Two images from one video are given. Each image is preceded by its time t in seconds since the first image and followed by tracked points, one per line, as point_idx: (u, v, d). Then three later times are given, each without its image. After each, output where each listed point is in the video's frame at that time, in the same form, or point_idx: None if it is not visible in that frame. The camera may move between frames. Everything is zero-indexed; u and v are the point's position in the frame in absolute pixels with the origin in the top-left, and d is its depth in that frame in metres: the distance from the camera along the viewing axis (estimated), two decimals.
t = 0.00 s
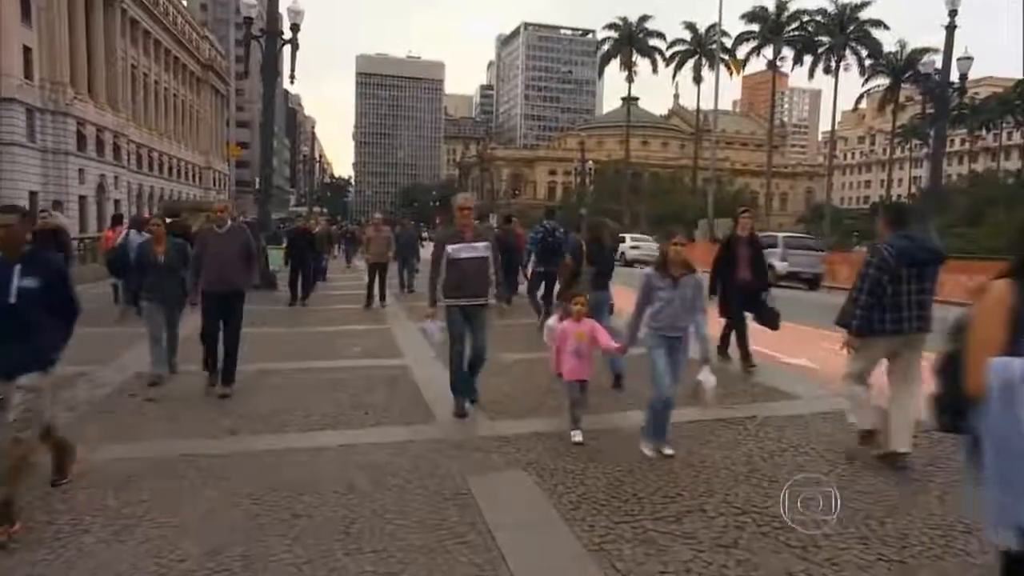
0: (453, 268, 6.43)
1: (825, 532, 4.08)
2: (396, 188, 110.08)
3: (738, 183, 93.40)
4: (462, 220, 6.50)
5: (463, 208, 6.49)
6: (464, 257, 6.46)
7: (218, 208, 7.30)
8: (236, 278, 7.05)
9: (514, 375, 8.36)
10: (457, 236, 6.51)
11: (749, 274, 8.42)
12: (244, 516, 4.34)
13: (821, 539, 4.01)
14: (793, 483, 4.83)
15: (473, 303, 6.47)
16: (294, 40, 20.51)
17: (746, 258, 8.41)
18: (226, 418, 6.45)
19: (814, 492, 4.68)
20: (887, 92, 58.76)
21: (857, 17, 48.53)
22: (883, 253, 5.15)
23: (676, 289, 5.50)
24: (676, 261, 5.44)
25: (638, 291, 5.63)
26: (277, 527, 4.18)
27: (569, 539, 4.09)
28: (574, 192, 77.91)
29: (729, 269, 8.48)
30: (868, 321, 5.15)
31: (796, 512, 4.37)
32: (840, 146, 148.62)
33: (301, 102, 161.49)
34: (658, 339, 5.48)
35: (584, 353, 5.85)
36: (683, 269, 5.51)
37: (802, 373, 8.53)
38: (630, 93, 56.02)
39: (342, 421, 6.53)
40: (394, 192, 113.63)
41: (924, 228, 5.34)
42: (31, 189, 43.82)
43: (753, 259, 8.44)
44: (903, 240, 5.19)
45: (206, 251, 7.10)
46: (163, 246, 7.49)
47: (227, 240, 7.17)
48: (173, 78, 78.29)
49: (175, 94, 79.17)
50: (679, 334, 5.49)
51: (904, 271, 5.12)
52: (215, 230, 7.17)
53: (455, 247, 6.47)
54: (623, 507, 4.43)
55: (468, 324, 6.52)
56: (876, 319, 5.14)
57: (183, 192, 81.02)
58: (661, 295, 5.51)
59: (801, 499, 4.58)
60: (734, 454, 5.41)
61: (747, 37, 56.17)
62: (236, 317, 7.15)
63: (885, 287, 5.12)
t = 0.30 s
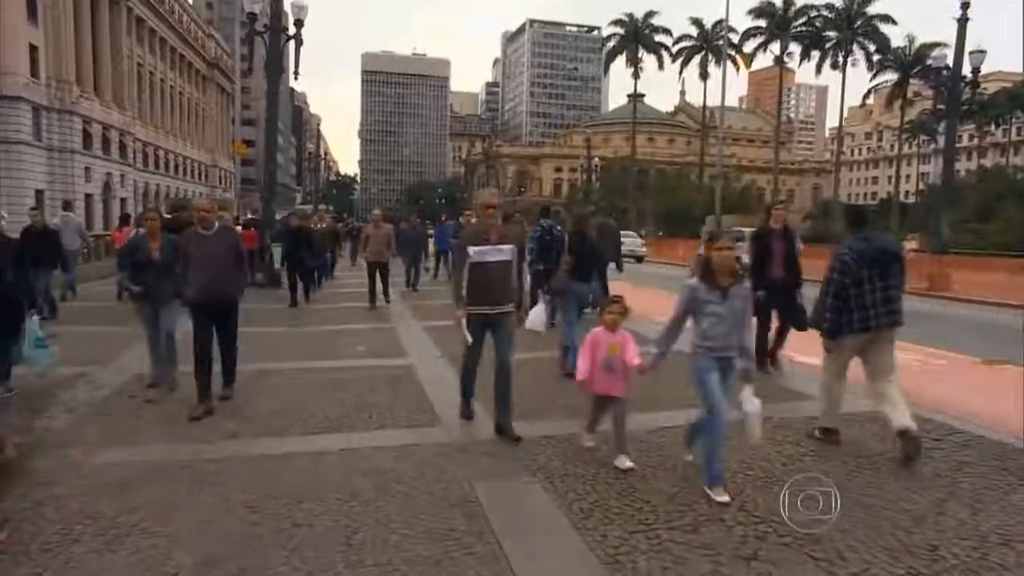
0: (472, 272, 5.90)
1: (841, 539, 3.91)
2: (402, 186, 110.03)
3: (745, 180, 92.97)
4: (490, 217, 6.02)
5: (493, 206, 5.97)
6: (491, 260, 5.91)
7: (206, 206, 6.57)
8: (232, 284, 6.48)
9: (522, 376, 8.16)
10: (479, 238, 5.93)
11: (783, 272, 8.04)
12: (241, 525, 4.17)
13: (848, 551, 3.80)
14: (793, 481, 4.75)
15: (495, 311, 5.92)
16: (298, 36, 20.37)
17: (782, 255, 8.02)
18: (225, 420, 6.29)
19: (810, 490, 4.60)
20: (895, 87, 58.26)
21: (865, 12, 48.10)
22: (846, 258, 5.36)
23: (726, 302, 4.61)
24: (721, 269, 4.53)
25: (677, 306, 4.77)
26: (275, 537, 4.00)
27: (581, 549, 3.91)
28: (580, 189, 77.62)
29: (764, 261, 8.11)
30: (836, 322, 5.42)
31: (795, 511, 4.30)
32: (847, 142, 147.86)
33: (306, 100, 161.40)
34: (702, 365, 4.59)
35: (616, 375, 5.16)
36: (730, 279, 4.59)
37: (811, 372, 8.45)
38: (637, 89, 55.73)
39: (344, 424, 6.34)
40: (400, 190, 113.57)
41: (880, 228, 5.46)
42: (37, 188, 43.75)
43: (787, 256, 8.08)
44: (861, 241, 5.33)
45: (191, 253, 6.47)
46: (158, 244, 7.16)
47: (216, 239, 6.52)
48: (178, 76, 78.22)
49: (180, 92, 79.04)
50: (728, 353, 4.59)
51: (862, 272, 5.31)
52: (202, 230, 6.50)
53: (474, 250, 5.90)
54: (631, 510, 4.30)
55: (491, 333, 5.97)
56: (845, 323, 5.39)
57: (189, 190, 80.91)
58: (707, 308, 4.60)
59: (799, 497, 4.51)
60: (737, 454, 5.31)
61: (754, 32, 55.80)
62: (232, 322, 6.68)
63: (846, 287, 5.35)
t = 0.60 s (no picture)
0: (498, 273, 5.31)
1: (873, 556, 3.69)
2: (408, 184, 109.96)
3: (752, 178, 92.68)
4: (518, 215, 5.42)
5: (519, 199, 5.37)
6: (518, 256, 5.34)
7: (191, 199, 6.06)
8: (210, 287, 5.90)
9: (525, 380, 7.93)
10: (505, 234, 5.35)
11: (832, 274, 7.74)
12: (237, 538, 3.98)
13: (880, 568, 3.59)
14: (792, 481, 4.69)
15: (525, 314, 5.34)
16: (302, 32, 20.18)
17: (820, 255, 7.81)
18: (225, 425, 6.11)
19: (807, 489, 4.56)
20: (903, 84, 57.82)
21: (873, 8, 47.72)
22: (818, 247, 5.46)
23: (790, 313, 3.97)
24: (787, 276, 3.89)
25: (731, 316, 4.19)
26: (273, 553, 3.81)
27: (594, 562, 3.73)
28: (587, 187, 77.43)
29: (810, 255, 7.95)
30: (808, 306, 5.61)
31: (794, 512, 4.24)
32: (855, 139, 147.08)
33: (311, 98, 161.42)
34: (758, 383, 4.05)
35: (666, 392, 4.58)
36: (795, 286, 3.97)
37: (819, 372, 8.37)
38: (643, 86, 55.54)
39: (348, 428, 6.14)
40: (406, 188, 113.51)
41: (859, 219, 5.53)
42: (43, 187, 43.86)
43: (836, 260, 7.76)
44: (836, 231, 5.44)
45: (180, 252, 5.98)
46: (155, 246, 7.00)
47: (203, 238, 6.02)
48: (185, 75, 78.33)
49: (187, 91, 79.06)
50: (789, 373, 3.98)
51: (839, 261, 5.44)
52: (188, 227, 6.04)
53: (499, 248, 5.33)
54: (637, 513, 4.21)
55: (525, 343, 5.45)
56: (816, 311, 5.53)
57: (196, 189, 80.96)
58: (767, 319, 4.01)
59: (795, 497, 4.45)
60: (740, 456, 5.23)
61: (761, 29, 55.49)
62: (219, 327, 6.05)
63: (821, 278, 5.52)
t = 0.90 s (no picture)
0: (523, 290, 4.56)
1: None
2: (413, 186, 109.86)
3: (758, 179, 92.38)
4: (545, 223, 4.61)
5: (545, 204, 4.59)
6: (546, 270, 4.55)
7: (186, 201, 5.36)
8: (201, 296, 5.24)
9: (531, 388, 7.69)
10: (532, 245, 4.59)
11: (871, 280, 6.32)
12: (234, 560, 3.76)
13: None
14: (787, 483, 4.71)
15: (553, 338, 4.57)
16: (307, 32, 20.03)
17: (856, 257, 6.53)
18: (224, 436, 5.91)
19: (812, 490, 4.57)
20: (911, 84, 57.42)
21: (881, 8, 47.33)
22: (810, 251, 6.42)
23: (889, 329, 3.23)
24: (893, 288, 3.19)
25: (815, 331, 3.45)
26: None
27: None
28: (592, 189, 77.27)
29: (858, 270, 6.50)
30: (795, 306, 6.57)
31: (792, 511, 4.31)
32: (862, 140, 146.48)
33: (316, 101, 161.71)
34: (849, 416, 3.34)
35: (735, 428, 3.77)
36: (900, 297, 3.22)
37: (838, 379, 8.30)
38: (649, 88, 55.39)
39: (351, 439, 5.92)
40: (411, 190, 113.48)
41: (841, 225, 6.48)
42: (49, 189, 43.92)
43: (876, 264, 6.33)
44: (823, 237, 6.34)
45: (169, 259, 5.31)
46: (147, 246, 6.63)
47: (196, 245, 5.36)
48: (190, 77, 78.45)
49: (193, 93, 79.15)
50: (891, 405, 3.28)
51: (821, 262, 6.36)
52: (179, 232, 5.36)
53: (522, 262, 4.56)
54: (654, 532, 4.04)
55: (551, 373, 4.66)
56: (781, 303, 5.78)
57: (202, 191, 81.09)
58: (859, 338, 3.28)
59: (798, 502, 4.40)
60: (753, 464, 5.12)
61: (768, 29, 55.21)
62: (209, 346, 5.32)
63: (813, 273, 6.40)
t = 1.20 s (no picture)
0: (557, 298, 4.00)
1: None
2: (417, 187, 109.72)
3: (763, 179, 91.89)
4: (578, 222, 4.03)
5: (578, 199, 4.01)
6: (579, 275, 4.00)
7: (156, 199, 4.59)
8: (180, 309, 4.59)
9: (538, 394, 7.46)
10: (561, 244, 4.00)
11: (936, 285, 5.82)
12: None
13: None
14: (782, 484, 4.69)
15: (588, 353, 4.03)
16: (309, 32, 19.79)
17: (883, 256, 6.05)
18: (222, 445, 5.69)
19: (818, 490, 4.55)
20: (918, 82, 56.97)
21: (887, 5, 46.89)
22: (794, 253, 6.11)
23: None
24: None
25: (933, 381, 2.65)
26: None
27: None
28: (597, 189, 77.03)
29: (909, 273, 5.88)
30: (783, 306, 6.16)
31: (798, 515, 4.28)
32: (868, 139, 145.83)
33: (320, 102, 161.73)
34: (986, 480, 2.56)
35: (830, 494, 2.90)
36: None
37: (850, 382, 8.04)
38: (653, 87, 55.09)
39: (354, 447, 5.67)
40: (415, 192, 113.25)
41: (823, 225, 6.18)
42: (54, 192, 43.89)
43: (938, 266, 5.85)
44: (807, 238, 6.05)
45: (139, 263, 4.61)
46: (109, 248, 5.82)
47: (173, 250, 4.65)
48: (195, 79, 78.44)
49: (196, 95, 79.11)
50: None
51: (805, 261, 6.05)
52: (150, 234, 4.64)
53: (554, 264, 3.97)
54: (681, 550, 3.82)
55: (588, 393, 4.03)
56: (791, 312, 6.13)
57: (206, 193, 81.13)
58: (1001, 388, 2.51)
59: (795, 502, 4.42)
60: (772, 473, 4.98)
61: (773, 28, 54.83)
62: (193, 362, 4.82)
63: (799, 274, 6.05)
